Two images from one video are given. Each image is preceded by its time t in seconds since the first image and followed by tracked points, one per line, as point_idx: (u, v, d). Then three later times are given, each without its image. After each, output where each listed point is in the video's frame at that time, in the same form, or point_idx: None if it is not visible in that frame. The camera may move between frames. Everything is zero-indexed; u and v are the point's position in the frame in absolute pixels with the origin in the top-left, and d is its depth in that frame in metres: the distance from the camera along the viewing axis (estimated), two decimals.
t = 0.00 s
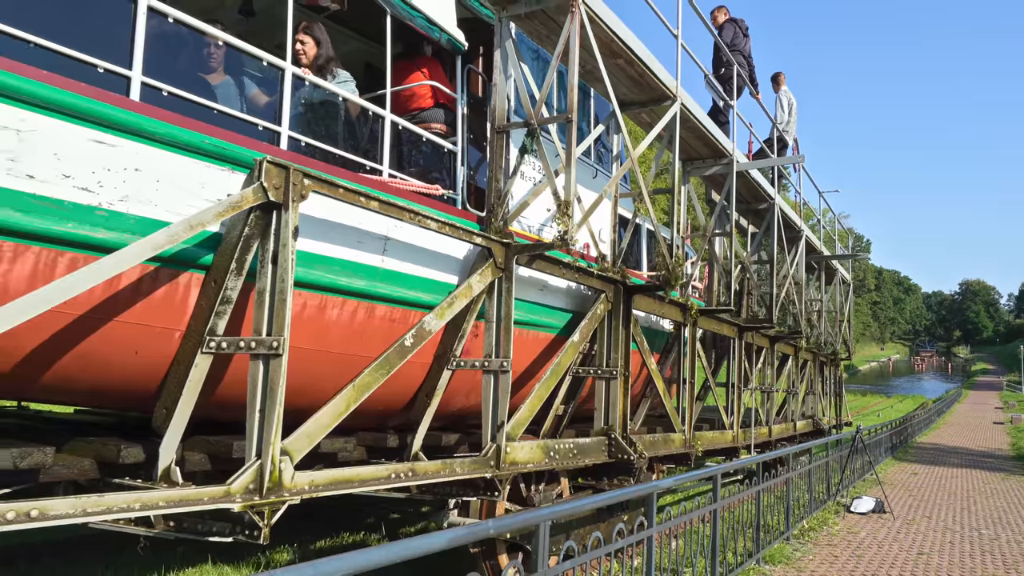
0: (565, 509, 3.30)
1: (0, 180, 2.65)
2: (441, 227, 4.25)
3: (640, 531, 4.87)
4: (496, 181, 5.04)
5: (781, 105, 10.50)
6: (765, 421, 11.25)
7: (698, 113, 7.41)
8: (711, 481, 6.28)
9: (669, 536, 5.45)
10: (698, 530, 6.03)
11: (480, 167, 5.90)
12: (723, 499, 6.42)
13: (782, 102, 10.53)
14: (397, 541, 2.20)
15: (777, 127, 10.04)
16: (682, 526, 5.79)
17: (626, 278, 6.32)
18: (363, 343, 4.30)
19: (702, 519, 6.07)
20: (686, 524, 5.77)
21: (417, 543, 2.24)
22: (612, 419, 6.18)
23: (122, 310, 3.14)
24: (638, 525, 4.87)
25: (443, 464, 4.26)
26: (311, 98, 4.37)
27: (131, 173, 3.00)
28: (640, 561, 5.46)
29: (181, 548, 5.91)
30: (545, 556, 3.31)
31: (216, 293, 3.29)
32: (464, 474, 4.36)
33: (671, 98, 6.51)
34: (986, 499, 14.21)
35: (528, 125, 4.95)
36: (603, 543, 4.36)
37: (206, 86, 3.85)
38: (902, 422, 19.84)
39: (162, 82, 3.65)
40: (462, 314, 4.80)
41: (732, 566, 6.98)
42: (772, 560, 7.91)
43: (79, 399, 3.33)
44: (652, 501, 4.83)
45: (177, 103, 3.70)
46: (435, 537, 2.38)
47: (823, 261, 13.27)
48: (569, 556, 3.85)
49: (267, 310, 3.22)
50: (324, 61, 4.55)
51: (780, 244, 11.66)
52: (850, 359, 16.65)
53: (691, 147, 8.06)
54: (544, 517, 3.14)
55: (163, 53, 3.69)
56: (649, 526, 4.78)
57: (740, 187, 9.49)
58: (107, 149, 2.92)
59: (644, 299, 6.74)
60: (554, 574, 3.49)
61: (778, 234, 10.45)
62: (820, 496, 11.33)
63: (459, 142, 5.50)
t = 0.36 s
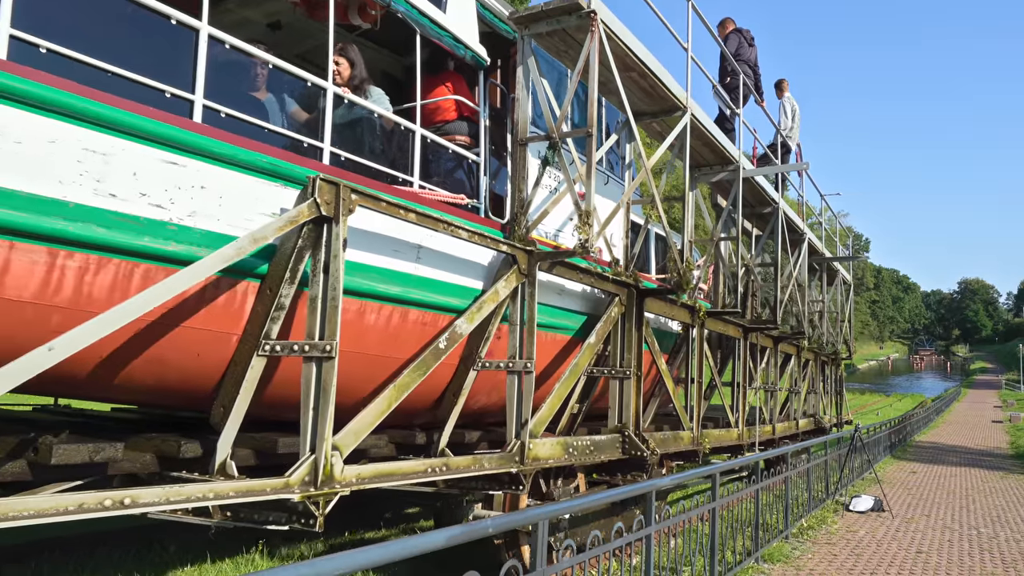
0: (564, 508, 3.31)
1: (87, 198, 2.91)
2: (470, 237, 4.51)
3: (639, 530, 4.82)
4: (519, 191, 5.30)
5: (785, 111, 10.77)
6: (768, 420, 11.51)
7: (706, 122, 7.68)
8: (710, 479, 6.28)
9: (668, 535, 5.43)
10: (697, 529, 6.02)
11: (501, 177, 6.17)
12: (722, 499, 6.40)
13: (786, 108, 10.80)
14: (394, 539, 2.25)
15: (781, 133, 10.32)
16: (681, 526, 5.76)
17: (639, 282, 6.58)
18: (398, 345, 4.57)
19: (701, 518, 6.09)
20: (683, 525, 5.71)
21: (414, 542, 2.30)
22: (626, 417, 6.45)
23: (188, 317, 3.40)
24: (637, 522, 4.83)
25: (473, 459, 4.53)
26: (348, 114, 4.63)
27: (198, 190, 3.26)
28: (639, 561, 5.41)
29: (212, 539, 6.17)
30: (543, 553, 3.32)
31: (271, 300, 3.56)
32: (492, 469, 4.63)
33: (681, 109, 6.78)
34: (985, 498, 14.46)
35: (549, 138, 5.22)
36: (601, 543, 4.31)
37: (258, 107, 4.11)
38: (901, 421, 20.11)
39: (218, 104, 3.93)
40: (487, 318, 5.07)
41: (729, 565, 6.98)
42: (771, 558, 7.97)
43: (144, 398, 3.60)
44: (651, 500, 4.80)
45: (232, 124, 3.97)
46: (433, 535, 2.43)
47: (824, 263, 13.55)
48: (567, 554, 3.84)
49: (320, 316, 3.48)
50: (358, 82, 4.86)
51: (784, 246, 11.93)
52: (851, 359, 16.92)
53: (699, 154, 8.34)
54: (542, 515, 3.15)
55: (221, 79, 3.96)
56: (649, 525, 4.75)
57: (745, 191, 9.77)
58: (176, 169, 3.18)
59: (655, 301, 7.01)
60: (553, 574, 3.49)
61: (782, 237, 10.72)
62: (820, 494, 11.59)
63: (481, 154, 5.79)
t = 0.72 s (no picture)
0: (564, 506, 3.39)
1: (160, 216, 3.17)
2: (496, 245, 4.77)
3: (638, 529, 4.81)
4: (539, 201, 5.58)
5: (788, 118, 11.05)
6: (772, 418, 11.79)
7: (714, 131, 7.96)
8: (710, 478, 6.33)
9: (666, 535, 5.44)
10: (696, 528, 6.05)
11: (518, 186, 6.45)
12: (721, 498, 6.44)
13: (789, 114, 11.08)
14: (401, 535, 2.37)
15: (785, 139, 10.60)
16: (679, 525, 5.78)
17: (650, 286, 6.85)
18: (427, 349, 4.83)
19: (700, 517, 6.14)
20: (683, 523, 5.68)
21: (418, 538, 2.40)
22: (638, 416, 6.72)
23: (243, 323, 3.67)
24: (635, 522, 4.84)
25: (499, 456, 4.79)
26: (381, 130, 4.90)
27: (254, 207, 3.53)
28: (640, 558, 5.39)
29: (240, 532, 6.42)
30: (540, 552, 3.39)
31: (317, 307, 3.83)
32: (516, 465, 4.91)
33: (691, 120, 7.05)
34: (983, 496, 14.74)
35: (568, 150, 5.48)
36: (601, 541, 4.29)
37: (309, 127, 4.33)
38: (899, 419, 20.42)
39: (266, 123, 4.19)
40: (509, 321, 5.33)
41: (729, 563, 7.17)
42: (770, 557, 8.19)
43: (199, 399, 3.86)
44: (650, 499, 4.82)
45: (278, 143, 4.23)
46: (436, 532, 2.53)
47: (826, 264, 13.84)
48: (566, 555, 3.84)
49: (364, 322, 3.75)
50: (387, 100, 5.13)
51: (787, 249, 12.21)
52: (852, 358, 17.21)
53: (706, 161, 8.62)
54: (542, 515, 3.22)
55: (274, 101, 4.19)
56: (647, 524, 4.76)
57: (750, 197, 10.04)
58: (236, 187, 3.44)
59: (666, 305, 7.28)
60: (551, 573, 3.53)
61: (784, 241, 11.01)
62: (818, 493, 11.87)
63: (501, 164, 6.07)
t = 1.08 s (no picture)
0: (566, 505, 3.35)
1: (222, 231, 3.44)
2: (519, 253, 5.04)
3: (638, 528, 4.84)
4: (558, 210, 5.85)
5: (791, 123, 11.33)
6: (775, 416, 12.07)
7: (721, 139, 8.24)
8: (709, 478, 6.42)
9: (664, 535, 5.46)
10: (695, 527, 6.12)
11: (535, 194, 6.73)
12: (721, 497, 6.49)
13: (792, 120, 11.37)
14: (397, 536, 2.34)
15: (788, 144, 10.89)
16: (678, 524, 5.83)
17: (661, 289, 7.12)
18: (455, 351, 5.11)
19: (700, 516, 6.22)
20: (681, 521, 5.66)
21: (413, 539, 2.37)
22: (649, 415, 7.00)
23: (292, 329, 3.94)
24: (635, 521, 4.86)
25: (523, 452, 5.06)
26: (410, 144, 5.17)
27: (304, 221, 3.79)
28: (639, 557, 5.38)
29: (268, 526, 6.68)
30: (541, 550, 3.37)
31: (359, 313, 4.10)
32: (539, 460, 5.18)
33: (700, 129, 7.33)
34: (982, 494, 15.01)
35: (586, 161, 5.75)
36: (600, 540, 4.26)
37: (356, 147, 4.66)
38: (898, 417, 20.72)
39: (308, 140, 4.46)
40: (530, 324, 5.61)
41: (730, 561, 7.40)
42: (769, 555, 8.42)
43: (248, 400, 4.13)
44: (649, 498, 4.85)
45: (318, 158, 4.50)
46: (434, 532, 2.51)
47: (827, 266, 14.13)
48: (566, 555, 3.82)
49: (403, 327, 4.02)
50: (414, 114, 5.39)
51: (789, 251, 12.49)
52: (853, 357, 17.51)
53: (713, 167, 8.89)
54: (542, 515, 3.19)
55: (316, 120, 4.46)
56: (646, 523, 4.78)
57: (754, 201, 10.32)
58: (289, 204, 3.72)
59: (676, 308, 7.56)
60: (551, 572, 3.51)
61: (787, 244, 11.30)
62: (819, 492, 12.15)
63: (520, 174, 6.35)
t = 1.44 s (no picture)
0: (564, 502, 3.38)
1: (276, 242, 3.71)
2: (542, 258, 5.31)
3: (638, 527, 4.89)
4: (576, 216, 6.12)
5: (795, 128, 11.58)
6: (778, 414, 12.34)
7: (729, 145, 8.51)
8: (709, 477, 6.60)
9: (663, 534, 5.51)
10: (694, 525, 6.28)
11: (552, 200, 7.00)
12: (718, 495, 6.64)
13: (796, 124, 11.62)
14: (396, 534, 2.33)
15: (793, 148, 11.15)
16: (677, 523, 5.92)
17: (672, 291, 7.39)
18: (480, 352, 5.38)
19: (698, 514, 6.37)
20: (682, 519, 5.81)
21: (413, 536, 2.36)
22: (661, 412, 7.27)
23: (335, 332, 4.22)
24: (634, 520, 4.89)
25: (545, 448, 5.34)
26: (438, 155, 5.43)
27: (348, 232, 4.06)
28: (640, 554, 5.51)
29: (294, 518, 6.94)
30: (542, 549, 3.36)
31: (396, 317, 4.37)
32: (560, 455, 5.46)
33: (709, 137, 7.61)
34: (981, 492, 15.28)
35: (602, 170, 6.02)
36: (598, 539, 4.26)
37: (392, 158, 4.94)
38: (898, 416, 21.01)
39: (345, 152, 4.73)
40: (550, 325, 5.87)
41: (730, 559, 7.65)
42: (769, 553, 8.67)
43: (293, 398, 4.41)
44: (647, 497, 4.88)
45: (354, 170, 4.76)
46: (435, 529, 2.49)
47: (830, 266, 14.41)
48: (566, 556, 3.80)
49: (438, 330, 4.29)
50: (440, 127, 5.65)
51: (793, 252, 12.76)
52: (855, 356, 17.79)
53: (720, 172, 9.16)
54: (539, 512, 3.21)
55: (353, 134, 4.73)
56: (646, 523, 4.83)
57: (760, 204, 10.59)
58: (335, 215, 3.98)
59: (685, 310, 7.83)
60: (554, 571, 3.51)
61: (791, 245, 11.56)
62: (819, 490, 12.42)
63: (538, 181, 6.62)
